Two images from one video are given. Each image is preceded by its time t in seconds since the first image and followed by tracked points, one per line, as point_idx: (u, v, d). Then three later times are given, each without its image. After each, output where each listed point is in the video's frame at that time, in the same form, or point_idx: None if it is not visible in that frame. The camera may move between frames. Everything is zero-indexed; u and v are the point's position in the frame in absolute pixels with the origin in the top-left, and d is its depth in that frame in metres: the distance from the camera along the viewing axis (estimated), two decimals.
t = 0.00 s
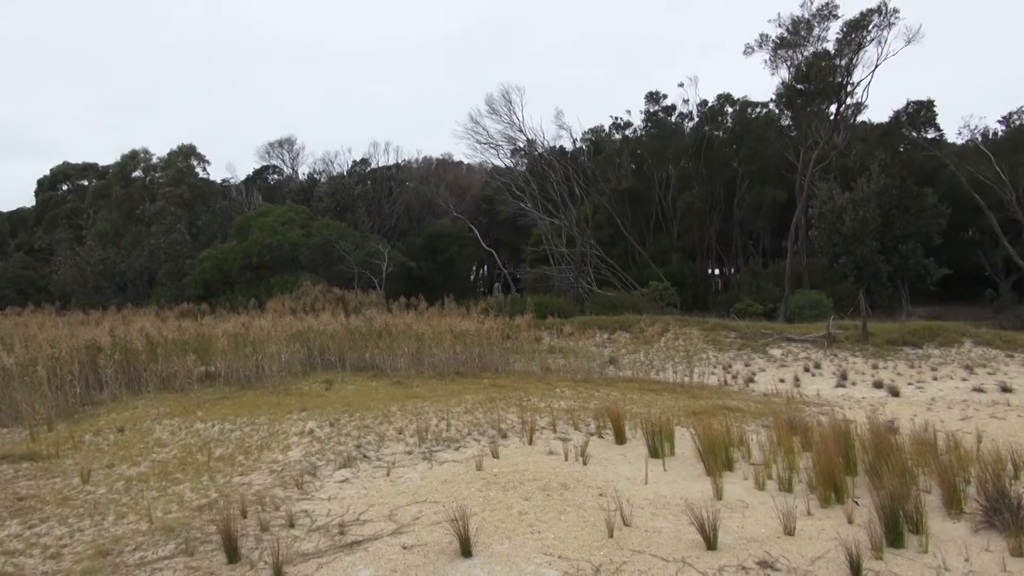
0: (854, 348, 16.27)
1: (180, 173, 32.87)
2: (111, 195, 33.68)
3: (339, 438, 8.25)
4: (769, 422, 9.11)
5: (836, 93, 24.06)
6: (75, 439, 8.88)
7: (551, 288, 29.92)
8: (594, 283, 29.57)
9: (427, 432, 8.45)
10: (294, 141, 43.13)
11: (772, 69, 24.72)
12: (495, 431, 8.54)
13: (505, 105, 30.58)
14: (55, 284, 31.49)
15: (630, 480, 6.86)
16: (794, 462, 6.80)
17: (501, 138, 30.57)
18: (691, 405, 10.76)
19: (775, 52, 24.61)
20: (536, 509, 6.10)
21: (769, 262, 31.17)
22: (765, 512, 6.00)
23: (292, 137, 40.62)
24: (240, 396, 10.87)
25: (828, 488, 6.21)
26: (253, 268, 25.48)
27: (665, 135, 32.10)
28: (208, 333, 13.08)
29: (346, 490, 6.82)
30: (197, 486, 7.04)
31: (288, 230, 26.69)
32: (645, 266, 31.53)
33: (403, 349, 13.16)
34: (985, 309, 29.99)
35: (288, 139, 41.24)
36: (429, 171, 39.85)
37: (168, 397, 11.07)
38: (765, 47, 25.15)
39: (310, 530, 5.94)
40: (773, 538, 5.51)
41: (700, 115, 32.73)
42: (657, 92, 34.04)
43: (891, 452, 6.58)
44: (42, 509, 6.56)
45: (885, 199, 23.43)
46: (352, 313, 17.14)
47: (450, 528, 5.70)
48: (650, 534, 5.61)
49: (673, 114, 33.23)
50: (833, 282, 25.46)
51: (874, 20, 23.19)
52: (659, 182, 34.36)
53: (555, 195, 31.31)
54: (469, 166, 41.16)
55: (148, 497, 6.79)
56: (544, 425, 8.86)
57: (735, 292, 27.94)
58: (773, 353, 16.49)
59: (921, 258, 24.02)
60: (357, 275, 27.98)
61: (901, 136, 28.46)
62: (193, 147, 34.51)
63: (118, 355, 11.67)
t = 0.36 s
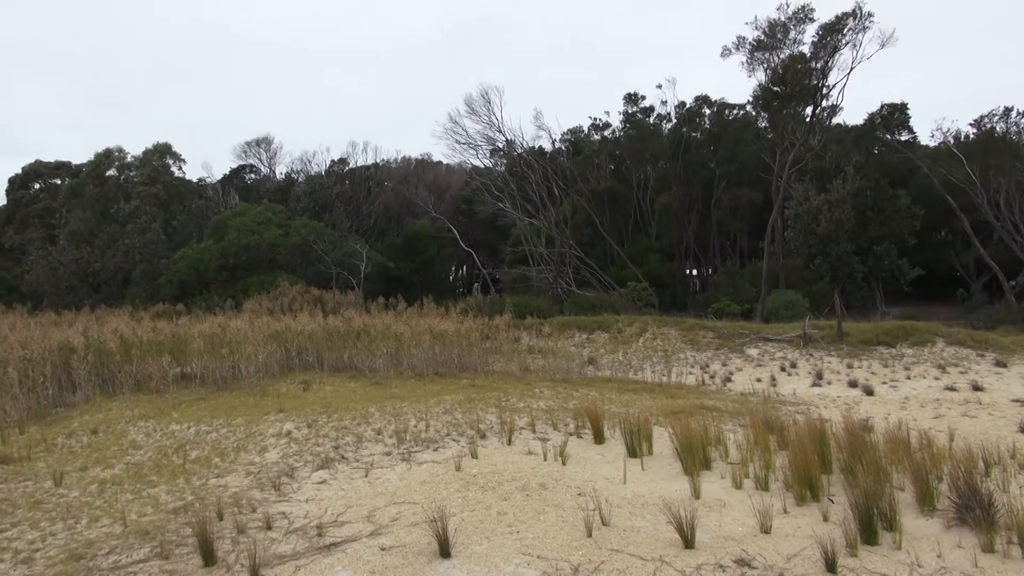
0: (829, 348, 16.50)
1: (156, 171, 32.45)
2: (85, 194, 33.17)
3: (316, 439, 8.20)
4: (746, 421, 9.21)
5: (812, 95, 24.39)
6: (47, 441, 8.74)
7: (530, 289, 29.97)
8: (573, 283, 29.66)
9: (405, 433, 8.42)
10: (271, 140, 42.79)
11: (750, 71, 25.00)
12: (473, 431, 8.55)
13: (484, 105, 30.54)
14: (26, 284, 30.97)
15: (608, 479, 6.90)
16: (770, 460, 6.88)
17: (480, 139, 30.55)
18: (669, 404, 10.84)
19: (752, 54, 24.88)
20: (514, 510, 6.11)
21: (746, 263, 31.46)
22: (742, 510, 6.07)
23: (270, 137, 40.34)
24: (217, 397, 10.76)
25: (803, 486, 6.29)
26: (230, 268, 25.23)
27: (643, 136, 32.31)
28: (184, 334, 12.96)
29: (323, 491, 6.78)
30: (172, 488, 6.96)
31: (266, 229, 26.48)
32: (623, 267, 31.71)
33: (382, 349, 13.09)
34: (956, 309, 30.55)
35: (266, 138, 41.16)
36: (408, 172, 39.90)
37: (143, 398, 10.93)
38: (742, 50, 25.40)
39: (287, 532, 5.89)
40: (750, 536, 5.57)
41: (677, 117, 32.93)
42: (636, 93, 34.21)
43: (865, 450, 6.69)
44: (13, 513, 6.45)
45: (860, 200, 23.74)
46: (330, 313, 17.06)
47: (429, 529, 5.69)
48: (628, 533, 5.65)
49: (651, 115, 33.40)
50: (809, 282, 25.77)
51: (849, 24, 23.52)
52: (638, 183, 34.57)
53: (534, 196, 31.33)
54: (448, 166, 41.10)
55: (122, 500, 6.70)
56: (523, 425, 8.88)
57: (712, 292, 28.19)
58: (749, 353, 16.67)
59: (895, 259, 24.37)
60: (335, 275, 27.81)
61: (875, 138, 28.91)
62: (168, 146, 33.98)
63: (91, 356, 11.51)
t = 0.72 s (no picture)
0: (805, 348, 16.71)
1: (130, 170, 31.98)
2: (57, 193, 32.60)
3: (293, 441, 8.13)
4: (723, 420, 9.30)
5: (788, 98, 24.68)
6: (18, 444, 8.59)
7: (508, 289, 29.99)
8: (552, 284, 29.73)
9: (384, 433, 8.39)
10: (248, 139, 42.35)
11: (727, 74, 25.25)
12: (452, 432, 8.55)
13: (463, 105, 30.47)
14: None
15: (587, 479, 6.93)
16: (747, 459, 6.96)
17: (459, 139, 30.49)
18: (647, 404, 10.91)
19: (729, 57, 25.13)
20: (493, 510, 6.12)
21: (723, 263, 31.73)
22: (719, 509, 6.13)
23: (246, 135, 39.94)
24: (193, 399, 10.63)
25: (780, 485, 6.37)
26: (206, 268, 24.95)
27: (622, 137, 32.47)
28: (159, 335, 12.82)
29: (301, 493, 6.73)
30: (147, 491, 6.87)
31: (243, 229, 26.21)
32: (602, 267, 31.86)
33: (360, 350, 13.01)
34: (928, 309, 31.09)
35: (243, 137, 40.79)
36: (387, 172, 39.69)
37: (117, 400, 10.78)
38: (719, 52, 25.65)
39: (264, 534, 5.85)
40: (727, 534, 5.64)
41: (656, 118, 33.02)
42: (614, 94, 34.33)
43: (840, 449, 6.79)
44: None
45: (835, 201, 24.05)
46: (308, 314, 16.96)
47: (407, 530, 5.67)
48: (606, 532, 5.68)
49: (630, 116, 33.50)
50: (785, 282, 26.06)
51: (825, 27, 23.84)
52: (616, 184, 34.73)
53: (513, 196, 31.32)
54: (427, 166, 41.00)
55: (95, 503, 6.60)
56: (502, 425, 8.88)
57: (690, 293, 28.40)
58: (727, 352, 16.82)
59: (869, 259, 24.71)
60: (312, 275, 27.60)
61: (850, 141, 29.33)
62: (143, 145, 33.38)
63: (64, 357, 11.33)
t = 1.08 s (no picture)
0: (784, 347, 16.88)
1: (108, 169, 31.57)
2: (32, 191, 32.11)
3: (274, 442, 8.07)
4: (704, 420, 9.38)
5: (767, 99, 24.90)
6: None
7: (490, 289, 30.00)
8: (534, 284, 29.77)
9: (366, 434, 8.36)
10: (228, 138, 41.98)
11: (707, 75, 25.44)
12: (434, 432, 8.54)
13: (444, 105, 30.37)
14: None
15: (569, 479, 6.95)
16: (727, 458, 7.02)
17: (441, 139, 30.41)
18: (628, 403, 10.96)
19: (710, 58, 25.32)
20: (475, 510, 6.12)
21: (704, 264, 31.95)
22: (699, 508, 6.18)
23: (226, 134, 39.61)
24: (172, 400, 10.53)
25: (760, 484, 6.43)
26: (185, 268, 24.69)
27: (603, 138, 32.60)
28: (137, 335, 12.70)
29: (281, 495, 6.69)
30: (125, 493, 6.80)
31: (222, 229, 25.97)
32: (584, 267, 31.98)
33: (341, 350, 12.94)
34: (906, 309, 31.54)
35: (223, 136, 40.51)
36: (368, 171, 39.51)
37: (94, 401, 10.65)
38: (700, 54, 25.82)
39: (244, 536, 5.81)
40: (707, 533, 5.69)
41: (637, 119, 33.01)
42: (596, 95, 34.40)
43: (819, 447, 6.87)
44: None
45: (814, 203, 24.29)
46: (289, 314, 16.88)
47: (388, 531, 5.66)
48: (588, 532, 5.71)
49: (611, 116, 33.49)
50: (765, 282, 26.31)
51: (804, 30, 24.07)
52: (598, 184, 34.85)
53: (495, 196, 31.25)
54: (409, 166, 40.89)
55: (72, 506, 6.52)
56: (484, 426, 8.88)
57: (671, 293, 28.57)
58: (707, 352, 16.94)
59: (848, 260, 24.99)
60: (293, 275, 27.42)
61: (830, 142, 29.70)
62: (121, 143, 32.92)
63: (40, 359, 11.18)
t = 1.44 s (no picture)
0: (762, 347, 17.06)
1: (83, 168, 31.13)
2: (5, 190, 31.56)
3: (253, 444, 8.01)
4: (683, 419, 9.45)
5: (746, 101, 25.14)
6: None
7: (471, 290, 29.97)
8: (514, 284, 29.77)
9: (345, 435, 8.32)
10: (205, 136, 41.56)
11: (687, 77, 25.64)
12: (414, 432, 8.53)
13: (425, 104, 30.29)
14: None
15: (549, 479, 6.98)
16: (706, 458, 7.09)
17: (421, 139, 30.31)
18: (608, 403, 11.02)
19: (689, 60, 25.51)
20: (455, 511, 6.12)
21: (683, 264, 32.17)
22: (679, 507, 6.23)
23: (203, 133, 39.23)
24: (149, 402, 10.40)
25: (738, 483, 6.50)
26: (162, 268, 24.40)
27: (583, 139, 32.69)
28: (113, 335, 12.57)
29: (260, 496, 6.64)
30: (100, 496, 6.71)
31: (200, 229, 25.69)
32: (564, 267, 32.07)
33: (321, 351, 12.87)
34: (881, 309, 32.01)
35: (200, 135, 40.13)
36: (348, 171, 39.30)
37: (68, 403, 10.49)
38: (679, 56, 26.01)
39: (222, 539, 5.76)
40: (686, 531, 5.74)
41: (617, 120, 33.13)
42: (576, 96, 34.49)
43: (796, 445, 6.97)
44: None
45: (792, 204, 24.57)
46: (268, 315, 16.76)
47: (368, 532, 5.64)
48: (568, 532, 5.73)
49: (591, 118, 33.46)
50: (743, 283, 26.55)
51: (781, 32, 24.33)
52: (578, 184, 34.96)
53: (476, 196, 31.15)
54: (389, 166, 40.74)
55: (45, 509, 6.42)
56: (464, 426, 8.88)
57: (651, 293, 28.73)
58: (687, 352, 17.07)
59: (825, 261, 25.29)
60: (272, 275, 27.20)
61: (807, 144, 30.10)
62: (96, 142, 32.44)
63: (13, 361, 11.00)
